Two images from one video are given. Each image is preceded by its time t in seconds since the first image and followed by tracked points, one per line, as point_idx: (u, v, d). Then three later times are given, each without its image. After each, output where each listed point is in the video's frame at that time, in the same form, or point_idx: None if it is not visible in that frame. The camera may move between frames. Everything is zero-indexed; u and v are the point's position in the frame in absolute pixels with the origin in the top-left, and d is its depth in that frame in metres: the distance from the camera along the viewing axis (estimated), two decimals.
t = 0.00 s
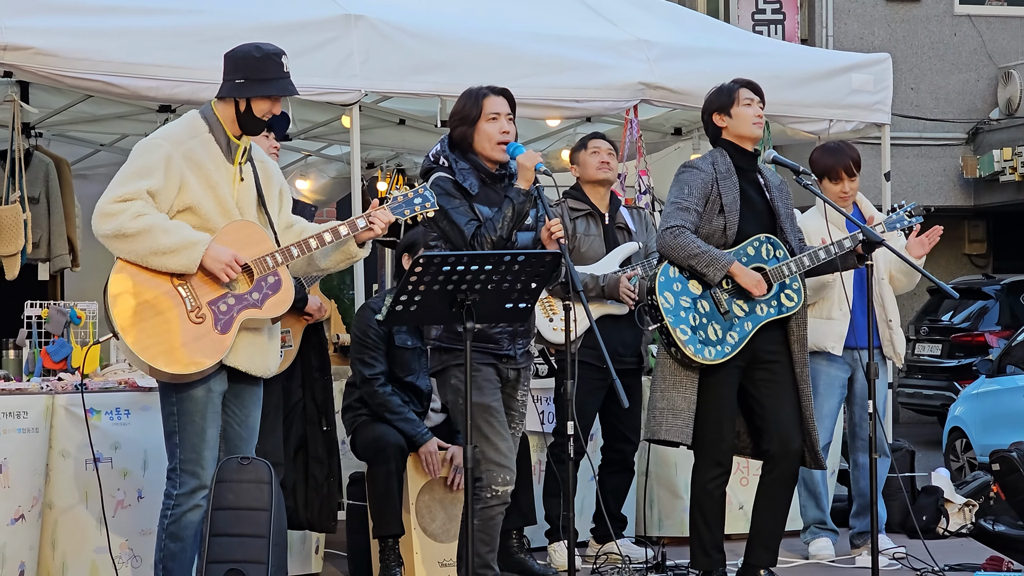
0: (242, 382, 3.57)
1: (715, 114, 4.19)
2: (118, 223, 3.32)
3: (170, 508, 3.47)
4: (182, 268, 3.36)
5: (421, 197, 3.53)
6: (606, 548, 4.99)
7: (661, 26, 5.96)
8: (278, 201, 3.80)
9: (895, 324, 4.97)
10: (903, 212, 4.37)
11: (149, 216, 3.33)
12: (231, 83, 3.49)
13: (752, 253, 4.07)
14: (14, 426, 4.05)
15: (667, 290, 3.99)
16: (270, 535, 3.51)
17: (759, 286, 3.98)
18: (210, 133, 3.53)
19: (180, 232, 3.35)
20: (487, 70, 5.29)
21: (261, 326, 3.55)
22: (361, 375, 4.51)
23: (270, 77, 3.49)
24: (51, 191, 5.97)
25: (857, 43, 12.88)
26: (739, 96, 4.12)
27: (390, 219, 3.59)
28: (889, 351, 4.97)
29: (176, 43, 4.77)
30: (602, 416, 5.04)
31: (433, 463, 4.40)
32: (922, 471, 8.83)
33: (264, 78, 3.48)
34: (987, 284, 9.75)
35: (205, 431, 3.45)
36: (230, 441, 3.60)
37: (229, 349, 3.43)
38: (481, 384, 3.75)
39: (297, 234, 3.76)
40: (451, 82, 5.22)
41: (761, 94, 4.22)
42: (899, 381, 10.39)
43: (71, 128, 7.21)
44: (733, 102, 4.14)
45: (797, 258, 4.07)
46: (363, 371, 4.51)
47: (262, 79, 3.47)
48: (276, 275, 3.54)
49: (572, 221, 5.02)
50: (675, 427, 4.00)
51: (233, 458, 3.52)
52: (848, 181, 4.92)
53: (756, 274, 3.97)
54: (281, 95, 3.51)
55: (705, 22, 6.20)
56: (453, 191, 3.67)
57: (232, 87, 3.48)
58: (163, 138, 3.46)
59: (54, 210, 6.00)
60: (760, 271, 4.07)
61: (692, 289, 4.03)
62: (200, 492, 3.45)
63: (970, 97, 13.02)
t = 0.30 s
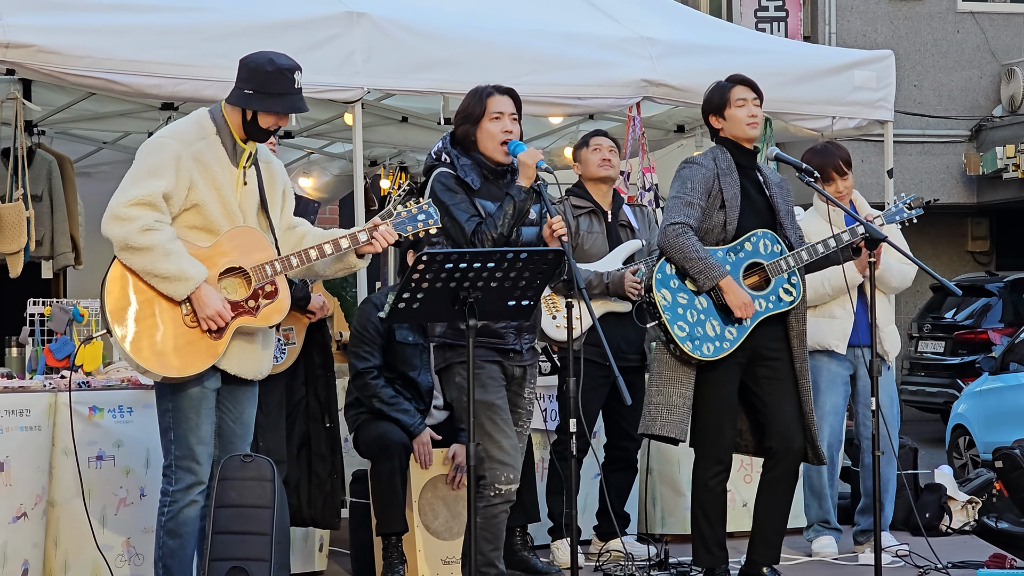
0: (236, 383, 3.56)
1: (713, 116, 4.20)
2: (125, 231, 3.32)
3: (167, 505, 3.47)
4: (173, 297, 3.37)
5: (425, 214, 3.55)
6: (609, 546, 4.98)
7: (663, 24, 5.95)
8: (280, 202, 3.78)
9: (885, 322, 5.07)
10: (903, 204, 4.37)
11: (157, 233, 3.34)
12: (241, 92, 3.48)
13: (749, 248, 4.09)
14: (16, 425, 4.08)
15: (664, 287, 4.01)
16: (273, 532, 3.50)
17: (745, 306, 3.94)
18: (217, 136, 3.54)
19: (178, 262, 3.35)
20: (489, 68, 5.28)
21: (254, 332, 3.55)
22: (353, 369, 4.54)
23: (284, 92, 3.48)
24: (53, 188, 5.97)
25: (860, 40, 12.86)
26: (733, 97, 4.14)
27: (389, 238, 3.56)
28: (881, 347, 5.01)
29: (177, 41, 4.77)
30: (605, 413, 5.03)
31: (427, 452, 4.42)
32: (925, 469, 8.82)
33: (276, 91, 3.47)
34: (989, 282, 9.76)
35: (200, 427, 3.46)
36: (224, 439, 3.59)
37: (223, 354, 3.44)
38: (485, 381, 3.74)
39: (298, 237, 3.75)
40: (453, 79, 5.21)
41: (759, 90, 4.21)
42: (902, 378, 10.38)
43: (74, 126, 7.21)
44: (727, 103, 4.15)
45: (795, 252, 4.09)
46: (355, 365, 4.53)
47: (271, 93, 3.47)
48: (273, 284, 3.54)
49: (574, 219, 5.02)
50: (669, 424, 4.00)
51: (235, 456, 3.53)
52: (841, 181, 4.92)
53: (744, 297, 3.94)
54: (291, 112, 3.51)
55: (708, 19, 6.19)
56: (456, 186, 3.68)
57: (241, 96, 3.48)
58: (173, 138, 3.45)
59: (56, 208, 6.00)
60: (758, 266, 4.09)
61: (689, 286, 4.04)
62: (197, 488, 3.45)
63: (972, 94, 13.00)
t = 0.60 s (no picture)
0: (238, 379, 3.57)
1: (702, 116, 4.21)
2: (122, 221, 3.33)
3: (165, 505, 3.48)
4: (178, 271, 3.38)
5: (422, 200, 3.53)
6: (608, 545, 4.98)
7: (662, 22, 5.95)
8: (278, 200, 3.79)
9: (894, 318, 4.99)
10: (898, 206, 4.34)
11: (153, 216, 3.34)
12: (229, 81, 3.50)
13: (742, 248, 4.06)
14: (14, 425, 4.06)
15: (656, 285, 4.01)
16: (272, 532, 3.48)
17: (756, 254, 3.96)
18: (210, 132, 3.53)
19: (181, 234, 3.36)
20: (488, 67, 5.28)
21: (257, 325, 3.55)
22: (358, 370, 4.53)
23: (269, 76, 3.48)
24: (52, 188, 5.97)
25: (859, 39, 12.85)
26: (717, 97, 4.13)
27: (390, 226, 3.55)
28: (887, 344, 5.00)
29: (176, 41, 4.76)
30: (604, 413, 5.03)
31: (427, 465, 4.40)
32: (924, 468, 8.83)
33: (261, 75, 3.47)
34: (989, 281, 9.73)
35: (200, 427, 3.46)
36: (224, 438, 3.60)
37: (226, 350, 3.44)
38: (483, 380, 3.74)
39: (294, 233, 3.75)
40: (451, 79, 5.20)
41: (750, 89, 4.19)
42: (901, 377, 10.38)
43: (73, 125, 7.21)
44: (712, 103, 4.15)
45: (788, 252, 4.06)
46: (361, 366, 4.52)
47: (258, 77, 3.47)
48: (274, 276, 3.53)
49: (574, 219, 5.02)
50: (668, 423, 3.99)
51: (234, 456, 3.53)
52: (844, 169, 4.94)
53: (750, 245, 3.96)
54: (280, 94, 3.51)
55: (707, 18, 6.19)
56: (454, 183, 3.66)
57: (230, 85, 3.49)
58: (165, 135, 3.46)
59: (54, 207, 6.00)
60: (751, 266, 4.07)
61: (681, 284, 4.05)
62: (196, 488, 3.45)
63: (972, 93, 13.00)
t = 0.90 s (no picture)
0: (234, 381, 3.57)
1: (692, 117, 4.20)
2: (117, 223, 3.31)
3: (162, 507, 3.48)
4: (174, 277, 3.36)
5: (418, 204, 3.55)
6: (604, 547, 4.97)
7: (659, 23, 5.94)
8: (273, 203, 3.79)
9: (904, 324, 4.95)
10: (887, 204, 4.35)
11: (149, 219, 3.33)
12: (228, 83, 3.48)
13: (733, 249, 4.06)
14: (9, 426, 4.04)
15: (647, 289, 4.00)
16: (267, 534, 3.47)
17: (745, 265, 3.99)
18: (209, 133, 3.52)
19: (176, 240, 3.34)
20: (484, 68, 5.28)
21: (252, 328, 3.55)
22: (361, 370, 4.48)
23: (268, 78, 3.47)
24: (47, 189, 5.97)
25: (856, 40, 12.84)
26: (710, 100, 4.11)
27: (380, 234, 3.59)
28: (896, 351, 4.94)
29: (172, 42, 4.76)
30: (601, 414, 5.03)
31: (429, 466, 4.40)
32: (921, 469, 8.82)
33: (261, 77, 3.46)
34: (987, 282, 9.68)
35: (195, 429, 3.45)
36: (220, 440, 3.59)
37: (220, 353, 3.44)
38: (479, 381, 3.74)
39: (288, 237, 3.75)
40: (447, 80, 5.20)
41: (742, 93, 4.17)
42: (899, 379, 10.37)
43: (68, 127, 7.20)
44: (703, 105, 4.14)
45: (779, 252, 4.08)
46: (363, 366, 4.48)
47: (258, 79, 3.46)
48: (269, 279, 3.55)
49: (571, 220, 5.02)
50: (661, 426, 3.99)
51: (229, 457, 3.51)
52: (859, 165, 4.95)
53: (740, 256, 3.99)
54: (279, 96, 3.50)
55: (704, 19, 6.18)
56: (447, 186, 3.66)
57: (228, 87, 3.48)
58: (163, 136, 3.44)
59: (50, 209, 6.00)
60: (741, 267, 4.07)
61: (673, 287, 4.04)
62: (192, 490, 3.46)
63: (968, 94, 13.00)
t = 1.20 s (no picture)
0: (234, 381, 3.57)
1: (685, 119, 4.20)
2: (123, 224, 3.31)
3: (162, 509, 3.48)
4: (169, 284, 3.35)
5: (414, 196, 3.54)
6: (600, 548, 4.97)
7: (654, 24, 5.94)
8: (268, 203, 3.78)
9: (895, 328, 4.96)
10: (877, 206, 4.35)
11: (155, 223, 3.33)
12: (212, 77, 3.49)
13: (725, 251, 4.08)
14: (6, 427, 4.05)
15: (640, 291, 4.01)
16: (262, 535, 3.48)
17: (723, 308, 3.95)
18: (200, 130, 3.52)
19: (178, 247, 3.33)
20: (480, 69, 5.28)
21: (253, 324, 3.55)
22: (361, 374, 4.46)
23: (249, 67, 3.48)
24: (44, 191, 5.98)
25: (852, 41, 12.85)
26: (705, 104, 4.11)
27: (377, 221, 3.55)
28: (892, 356, 4.96)
29: (168, 43, 4.76)
30: (596, 415, 5.02)
31: (424, 470, 4.41)
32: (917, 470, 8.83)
33: (243, 68, 3.47)
34: (982, 283, 9.78)
35: (196, 431, 3.44)
36: (221, 441, 3.59)
37: (220, 351, 3.42)
38: (474, 383, 3.73)
39: (288, 236, 3.75)
40: (442, 81, 5.20)
41: (736, 97, 4.18)
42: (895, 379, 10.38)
43: (64, 128, 7.21)
44: (698, 110, 4.13)
45: (770, 255, 4.07)
46: (363, 371, 4.46)
47: (240, 69, 3.47)
48: (269, 274, 3.55)
49: (567, 221, 5.02)
50: (653, 430, 3.98)
51: (223, 458, 3.49)
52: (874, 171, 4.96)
53: (723, 296, 3.95)
54: (262, 84, 3.51)
55: (700, 20, 6.18)
56: (441, 188, 3.68)
57: (213, 81, 3.49)
58: (157, 133, 3.43)
59: (46, 210, 6.00)
60: (733, 270, 4.07)
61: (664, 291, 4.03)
62: (191, 492, 3.44)
63: (964, 95, 13.00)
